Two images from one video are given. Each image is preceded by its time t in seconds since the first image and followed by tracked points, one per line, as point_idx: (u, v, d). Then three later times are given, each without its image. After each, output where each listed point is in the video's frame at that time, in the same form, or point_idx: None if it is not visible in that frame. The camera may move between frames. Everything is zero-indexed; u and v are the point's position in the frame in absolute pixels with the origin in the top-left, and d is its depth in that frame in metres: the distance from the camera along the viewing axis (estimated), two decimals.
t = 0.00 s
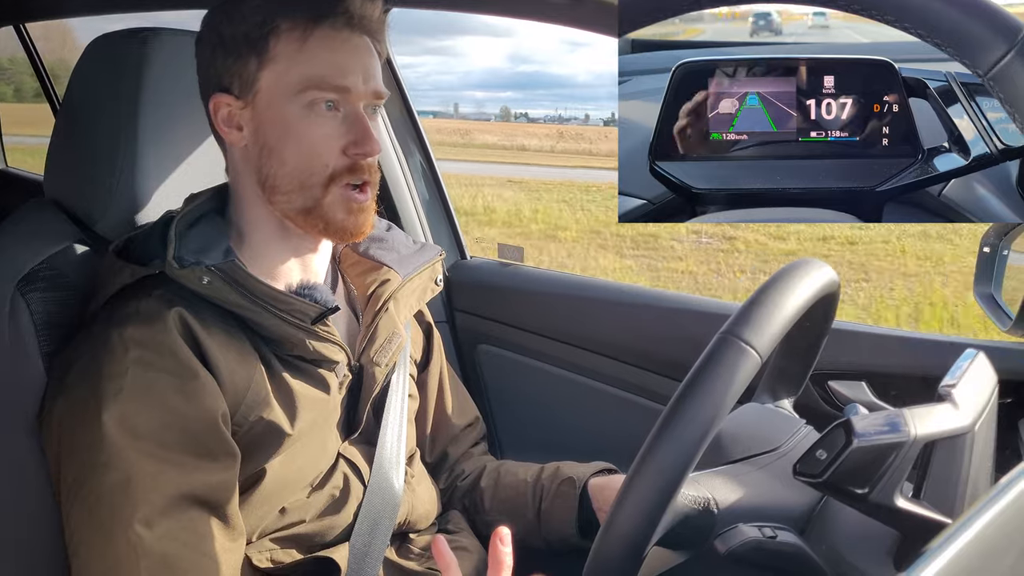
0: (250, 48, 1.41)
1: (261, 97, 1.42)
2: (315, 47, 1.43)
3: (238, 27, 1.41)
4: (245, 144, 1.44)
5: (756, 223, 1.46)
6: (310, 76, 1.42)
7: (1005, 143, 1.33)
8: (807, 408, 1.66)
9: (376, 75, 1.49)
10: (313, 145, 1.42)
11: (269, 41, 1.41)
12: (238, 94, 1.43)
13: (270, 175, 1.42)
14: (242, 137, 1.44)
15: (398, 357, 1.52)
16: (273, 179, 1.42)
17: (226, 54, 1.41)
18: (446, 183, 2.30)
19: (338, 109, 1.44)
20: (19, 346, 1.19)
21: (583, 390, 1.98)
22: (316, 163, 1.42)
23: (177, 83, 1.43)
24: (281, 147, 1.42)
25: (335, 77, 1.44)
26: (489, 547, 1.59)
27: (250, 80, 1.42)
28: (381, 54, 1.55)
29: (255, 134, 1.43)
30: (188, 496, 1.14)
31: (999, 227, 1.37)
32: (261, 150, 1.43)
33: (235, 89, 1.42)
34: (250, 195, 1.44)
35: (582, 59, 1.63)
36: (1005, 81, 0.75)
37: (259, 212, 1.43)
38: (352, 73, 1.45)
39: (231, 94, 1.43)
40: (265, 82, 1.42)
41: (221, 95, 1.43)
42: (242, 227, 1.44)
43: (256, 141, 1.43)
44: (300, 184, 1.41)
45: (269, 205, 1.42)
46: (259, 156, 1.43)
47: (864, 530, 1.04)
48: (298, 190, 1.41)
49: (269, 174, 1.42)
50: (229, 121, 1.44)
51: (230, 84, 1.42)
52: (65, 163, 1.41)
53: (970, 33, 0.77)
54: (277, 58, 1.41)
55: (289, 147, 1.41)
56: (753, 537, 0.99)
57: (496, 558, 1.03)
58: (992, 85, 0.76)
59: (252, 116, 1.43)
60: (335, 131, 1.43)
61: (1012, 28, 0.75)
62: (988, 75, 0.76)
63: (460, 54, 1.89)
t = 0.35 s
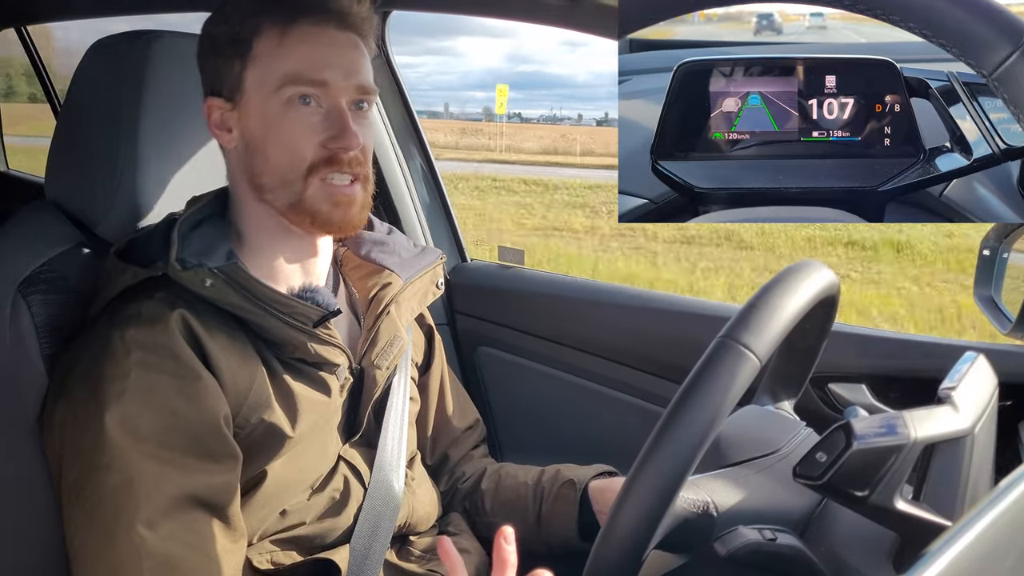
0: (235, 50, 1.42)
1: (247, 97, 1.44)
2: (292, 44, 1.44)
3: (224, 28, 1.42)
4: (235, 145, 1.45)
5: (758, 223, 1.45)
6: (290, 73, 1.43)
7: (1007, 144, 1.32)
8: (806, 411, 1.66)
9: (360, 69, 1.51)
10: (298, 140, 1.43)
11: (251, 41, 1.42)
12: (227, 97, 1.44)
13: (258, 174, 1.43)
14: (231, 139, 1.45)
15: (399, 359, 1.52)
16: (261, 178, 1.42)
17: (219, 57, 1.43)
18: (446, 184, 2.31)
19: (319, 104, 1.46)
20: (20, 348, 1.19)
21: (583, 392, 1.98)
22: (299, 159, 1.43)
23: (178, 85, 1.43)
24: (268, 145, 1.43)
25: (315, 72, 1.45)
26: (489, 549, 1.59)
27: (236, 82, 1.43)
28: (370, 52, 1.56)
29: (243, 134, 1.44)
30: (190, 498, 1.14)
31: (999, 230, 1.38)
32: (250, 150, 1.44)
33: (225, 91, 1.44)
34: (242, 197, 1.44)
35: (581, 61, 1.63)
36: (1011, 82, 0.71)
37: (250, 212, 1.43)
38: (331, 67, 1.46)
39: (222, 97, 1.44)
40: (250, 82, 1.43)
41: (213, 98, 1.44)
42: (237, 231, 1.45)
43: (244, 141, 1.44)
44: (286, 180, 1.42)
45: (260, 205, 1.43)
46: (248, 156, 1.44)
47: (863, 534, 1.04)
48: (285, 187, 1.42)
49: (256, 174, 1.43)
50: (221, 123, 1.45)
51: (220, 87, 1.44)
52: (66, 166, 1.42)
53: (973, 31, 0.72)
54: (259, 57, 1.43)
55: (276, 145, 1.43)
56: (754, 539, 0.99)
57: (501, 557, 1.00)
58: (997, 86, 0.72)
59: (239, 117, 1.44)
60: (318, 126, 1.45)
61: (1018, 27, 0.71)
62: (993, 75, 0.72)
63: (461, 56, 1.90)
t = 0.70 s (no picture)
0: (237, 49, 1.42)
1: (251, 97, 1.43)
2: (298, 45, 1.43)
3: (228, 27, 1.41)
4: (241, 144, 1.45)
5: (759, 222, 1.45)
6: (295, 73, 1.43)
7: (1009, 143, 1.33)
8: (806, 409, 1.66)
9: (365, 70, 1.50)
10: (304, 140, 1.42)
11: (254, 41, 1.42)
12: (230, 95, 1.44)
13: (263, 174, 1.42)
14: (235, 138, 1.45)
15: (399, 356, 1.52)
16: (266, 177, 1.42)
17: (219, 56, 1.43)
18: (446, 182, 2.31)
19: (326, 104, 1.44)
20: (21, 345, 1.19)
21: (583, 390, 1.98)
22: (306, 158, 1.42)
23: (179, 83, 1.43)
24: (273, 145, 1.42)
25: (320, 72, 1.44)
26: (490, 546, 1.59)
27: (239, 80, 1.43)
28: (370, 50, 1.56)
29: (248, 133, 1.44)
30: (191, 494, 1.14)
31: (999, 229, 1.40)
32: (254, 149, 1.43)
33: (228, 90, 1.44)
34: (246, 195, 1.44)
35: (581, 59, 1.64)
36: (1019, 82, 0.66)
37: (253, 211, 1.43)
38: (337, 68, 1.46)
39: (225, 95, 1.44)
40: (254, 82, 1.42)
41: (215, 97, 1.44)
42: (243, 230, 1.44)
43: (249, 140, 1.44)
44: (292, 181, 1.41)
45: (264, 204, 1.42)
46: (252, 155, 1.44)
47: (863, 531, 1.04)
48: (290, 187, 1.41)
49: (261, 173, 1.42)
50: (223, 122, 1.44)
51: (223, 86, 1.44)
52: (66, 162, 1.42)
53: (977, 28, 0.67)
54: (262, 57, 1.42)
55: (281, 144, 1.42)
56: (753, 537, 1.00)
57: (501, 543, 0.99)
58: (1003, 87, 0.67)
59: (243, 116, 1.44)
60: (325, 125, 1.43)
61: None
62: (998, 76, 0.67)
63: (461, 54, 1.90)
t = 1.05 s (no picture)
0: (236, 49, 1.42)
1: (250, 98, 1.43)
2: (299, 45, 1.44)
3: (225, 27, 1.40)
4: (239, 145, 1.45)
5: (758, 225, 1.45)
6: (296, 74, 1.43)
7: (1012, 146, 1.29)
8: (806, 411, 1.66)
9: (363, 71, 1.50)
10: (305, 141, 1.43)
11: (254, 41, 1.42)
12: (228, 96, 1.43)
13: (263, 175, 1.43)
14: (233, 139, 1.45)
15: (397, 358, 1.52)
16: (267, 180, 1.42)
17: (217, 55, 1.41)
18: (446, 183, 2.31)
19: (326, 105, 1.45)
20: (21, 347, 1.19)
21: (583, 392, 1.98)
22: (307, 160, 1.43)
23: (180, 85, 1.43)
24: (273, 146, 1.43)
25: (321, 74, 1.45)
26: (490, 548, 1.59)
27: (238, 81, 1.43)
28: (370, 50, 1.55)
29: (247, 134, 1.44)
30: (188, 495, 1.14)
31: (999, 229, 1.37)
32: (254, 151, 1.44)
33: (226, 90, 1.43)
34: (245, 196, 1.44)
35: (581, 60, 1.64)
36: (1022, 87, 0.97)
37: (252, 213, 1.43)
38: (337, 69, 1.46)
39: (223, 96, 1.43)
40: (253, 82, 1.43)
41: (213, 98, 1.43)
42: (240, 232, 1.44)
43: (248, 141, 1.44)
44: (292, 182, 1.42)
45: (263, 206, 1.42)
46: (252, 157, 1.44)
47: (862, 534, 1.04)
48: (291, 188, 1.42)
49: (261, 175, 1.42)
50: (221, 123, 1.44)
51: (221, 86, 1.43)
52: (66, 164, 1.42)
53: (985, 38, 0.99)
54: (262, 57, 1.42)
55: (281, 146, 1.43)
56: (754, 539, 1.00)
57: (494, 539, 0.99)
58: (1009, 88, 0.99)
59: (242, 117, 1.44)
60: (325, 127, 1.44)
61: None
62: (1006, 79, 0.99)
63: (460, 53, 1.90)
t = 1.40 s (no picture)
0: (245, 45, 1.39)
1: (259, 92, 1.40)
2: (309, 36, 1.43)
3: (228, 24, 1.38)
4: (246, 141, 1.42)
5: (762, 224, 1.46)
6: (307, 66, 1.42)
7: (1013, 151, 1.32)
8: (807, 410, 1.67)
9: (364, 61, 1.51)
10: (318, 130, 1.42)
11: (263, 35, 1.40)
12: (232, 92, 1.41)
13: (274, 168, 1.42)
14: (241, 135, 1.42)
15: (399, 356, 1.53)
16: (281, 172, 1.41)
17: (217, 54, 1.39)
18: (446, 182, 2.30)
19: (337, 95, 1.44)
20: (21, 347, 1.19)
21: (584, 391, 1.98)
22: (322, 149, 1.42)
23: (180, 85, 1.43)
24: (286, 138, 1.41)
25: (332, 64, 1.44)
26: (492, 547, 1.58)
27: (245, 76, 1.40)
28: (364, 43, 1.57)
29: (254, 128, 1.42)
30: (188, 492, 1.13)
31: (999, 229, 1.39)
32: (264, 144, 1.42)
33: (230, 86, 1.40)
34: (252, 192, 1.43)
35: (580, 60, 1.64)
36: (1018, 91, 0.84)
37: (262, 208, 1.42)
38: (345, 60, 1.46)
39: (225, 92, 1.40)
40: (263, 75, 1.40)
41: (215, 94, 1.40)
42: (252, 228, 1.43)
43: (257, 136, 1.42)
44: (306, 173, 1.41)
45: (275, 199, 1.41)
46: (263, 151, 1.42)
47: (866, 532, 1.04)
48: (305, 179, 1.41)
49: (274, 168, 1.41)
50: (226, 120, 1.41)
51: (224, 83, 1.40)
52: (66, 164, 1.42)
53: (981, 40, 0.85)
54: (272, 51, 1.41)
55: (295, 137, 1.41)
56: (754, 539, 1.00)
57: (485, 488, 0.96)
58: (1006, 94, 0.85)
59: (249, 111, 1.41)
60: (337, 117, 1.43)
61: None
62: (1001, 83, 0.86)
63: (460, 52, 1.91)
